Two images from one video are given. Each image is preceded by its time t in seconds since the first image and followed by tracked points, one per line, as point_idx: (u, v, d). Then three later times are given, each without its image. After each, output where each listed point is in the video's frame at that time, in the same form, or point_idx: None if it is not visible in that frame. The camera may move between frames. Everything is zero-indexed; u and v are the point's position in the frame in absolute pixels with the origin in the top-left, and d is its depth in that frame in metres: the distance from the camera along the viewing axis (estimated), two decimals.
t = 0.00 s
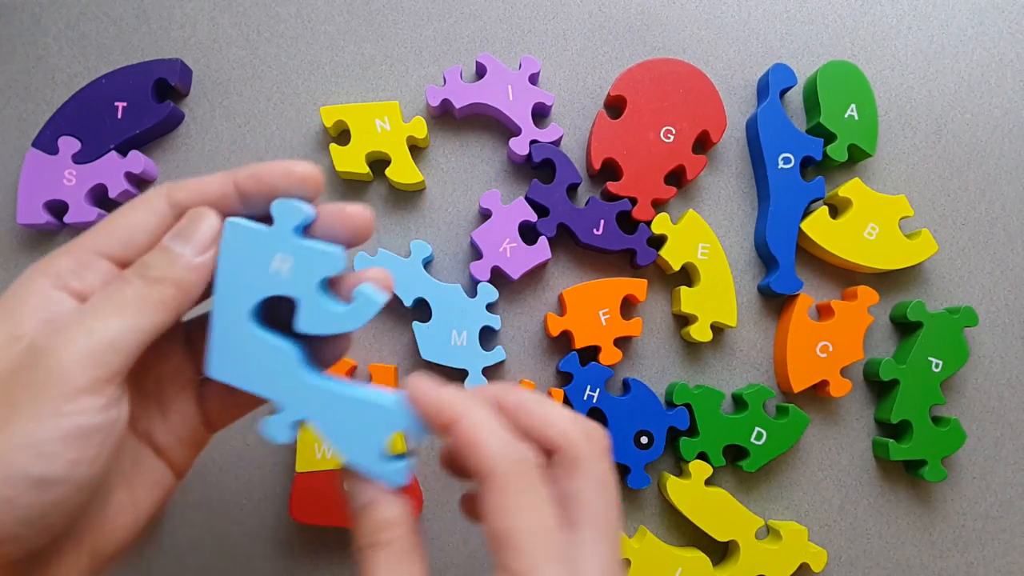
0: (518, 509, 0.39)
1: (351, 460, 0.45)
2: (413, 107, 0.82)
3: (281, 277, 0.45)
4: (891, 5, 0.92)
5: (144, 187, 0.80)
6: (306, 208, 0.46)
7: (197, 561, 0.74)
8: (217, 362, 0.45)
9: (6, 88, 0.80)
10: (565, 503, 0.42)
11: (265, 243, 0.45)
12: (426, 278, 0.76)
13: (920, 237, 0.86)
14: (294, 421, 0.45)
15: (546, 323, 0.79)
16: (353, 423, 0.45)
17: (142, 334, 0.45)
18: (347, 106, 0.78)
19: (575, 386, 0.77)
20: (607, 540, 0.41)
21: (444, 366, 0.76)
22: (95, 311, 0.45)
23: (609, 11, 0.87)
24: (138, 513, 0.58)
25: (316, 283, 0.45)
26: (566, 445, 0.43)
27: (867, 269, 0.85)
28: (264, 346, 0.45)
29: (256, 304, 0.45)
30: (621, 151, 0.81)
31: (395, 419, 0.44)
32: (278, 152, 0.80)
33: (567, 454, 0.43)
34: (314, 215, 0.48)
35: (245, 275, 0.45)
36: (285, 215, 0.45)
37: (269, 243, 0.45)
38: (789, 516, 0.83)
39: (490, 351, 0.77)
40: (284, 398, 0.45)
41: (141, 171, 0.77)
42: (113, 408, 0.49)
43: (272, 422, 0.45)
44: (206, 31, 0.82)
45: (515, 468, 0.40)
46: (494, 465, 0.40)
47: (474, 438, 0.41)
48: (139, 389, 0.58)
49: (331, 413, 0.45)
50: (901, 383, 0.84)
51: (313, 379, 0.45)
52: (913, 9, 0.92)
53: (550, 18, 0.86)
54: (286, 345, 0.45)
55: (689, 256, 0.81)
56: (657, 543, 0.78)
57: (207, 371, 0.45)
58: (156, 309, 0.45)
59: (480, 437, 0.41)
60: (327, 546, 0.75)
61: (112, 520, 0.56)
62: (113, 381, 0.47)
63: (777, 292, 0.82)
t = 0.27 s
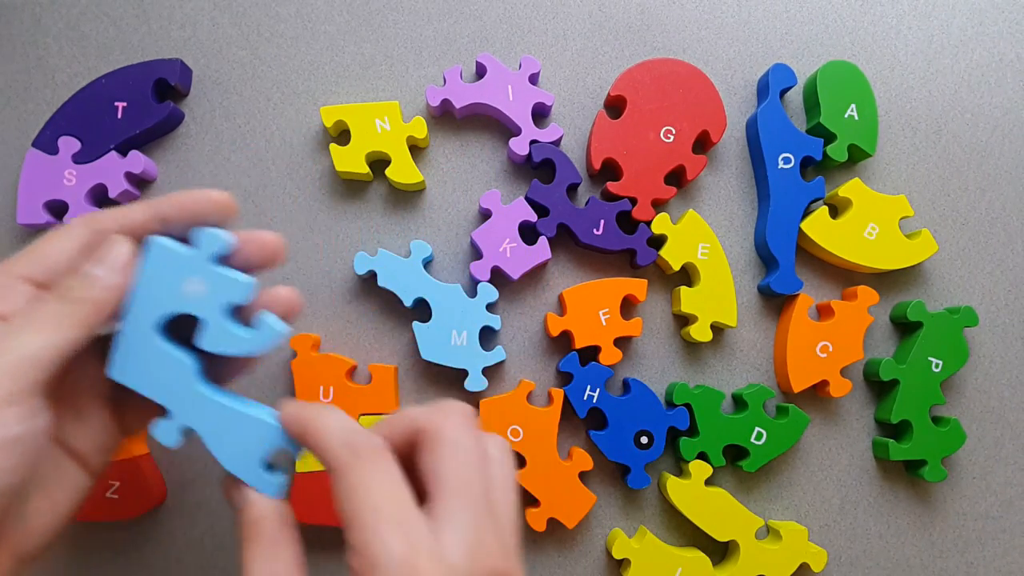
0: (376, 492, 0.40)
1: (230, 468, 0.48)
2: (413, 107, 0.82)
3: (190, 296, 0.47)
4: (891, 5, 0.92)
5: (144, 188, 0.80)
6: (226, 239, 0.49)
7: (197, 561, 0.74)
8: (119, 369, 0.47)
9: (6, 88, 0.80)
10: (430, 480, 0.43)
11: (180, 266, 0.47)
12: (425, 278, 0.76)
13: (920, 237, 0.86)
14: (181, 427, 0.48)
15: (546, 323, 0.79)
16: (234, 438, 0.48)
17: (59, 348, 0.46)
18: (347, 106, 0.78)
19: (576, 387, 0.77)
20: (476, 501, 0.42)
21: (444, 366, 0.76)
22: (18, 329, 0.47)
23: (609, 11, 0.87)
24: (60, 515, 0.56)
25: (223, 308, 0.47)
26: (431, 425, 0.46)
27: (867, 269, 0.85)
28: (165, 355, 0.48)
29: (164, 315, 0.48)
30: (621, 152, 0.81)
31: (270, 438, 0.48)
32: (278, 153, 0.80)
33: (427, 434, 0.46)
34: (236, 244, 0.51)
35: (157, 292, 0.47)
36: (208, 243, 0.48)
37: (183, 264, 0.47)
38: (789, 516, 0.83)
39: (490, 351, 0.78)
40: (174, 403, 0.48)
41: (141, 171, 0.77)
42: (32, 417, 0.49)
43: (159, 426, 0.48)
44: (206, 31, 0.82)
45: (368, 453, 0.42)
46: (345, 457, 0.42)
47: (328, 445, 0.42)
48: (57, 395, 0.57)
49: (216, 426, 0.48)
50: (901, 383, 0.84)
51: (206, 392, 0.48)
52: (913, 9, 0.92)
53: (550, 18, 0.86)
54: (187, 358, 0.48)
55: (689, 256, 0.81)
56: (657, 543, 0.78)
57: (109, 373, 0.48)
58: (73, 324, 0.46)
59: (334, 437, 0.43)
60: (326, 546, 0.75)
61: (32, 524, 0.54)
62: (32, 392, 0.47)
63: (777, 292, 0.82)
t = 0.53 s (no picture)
0: (344, 357, 0.49)
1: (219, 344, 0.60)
2: (413, 107, 0.82)
3: (202, 183, 0.65)
4: (891, 5, 0.92)
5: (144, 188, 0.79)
6: (235, 143, 0.68)
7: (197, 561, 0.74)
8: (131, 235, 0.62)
9: (6, 88, 0.80)
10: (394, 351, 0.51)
11: (194, 161, 0.65)
12: (425, 278, 0.76)
13: (920, 237, 0.86)
14: (182, 298, 0.62)
15: (546, 323, 0.79)
16: (224, 306, 0.62)
17: None
18: (347, 106, 0.78)
19: (576, 387, 0.77)
20: (436, 364, 0.50)
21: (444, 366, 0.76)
22: None
23: (609, 11, 0.87)
24: None
25: (230, 198, 0.65)
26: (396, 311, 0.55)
27: (867, 269, 0.85)
28: (174, 241, 0.63)
29: (177, 200, 0.64)
30: (621, 152, 0.81)
31: (253, 317, 0.61)
32: (278, 153, 0.80)
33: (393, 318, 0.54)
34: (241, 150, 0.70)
35: (173, 179, 0.64)
36: (220, 144, 0.67)
37: (200, 160, 0.65)
38: (789, 516, 0.83)
39: (490, 351, 0.77)
40: (179, 279, 0.62)
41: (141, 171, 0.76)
42: None
43: (162, 296, 0.62)
44: (205, 31, 0.82)
45: (340, 328, 0.51)
46: (319, 335, 0.51)
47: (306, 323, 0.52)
48: None
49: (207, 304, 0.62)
50: (901, 383, 0.84)
51: (207, 274, 0.63)
52: (913, 9, 0.92)
53: (550, 18, 0.86)
54: (193, 244, 0.63)
55: (689, 256, 0.81)
56: (657, 544, 0.78)
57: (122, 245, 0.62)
58: None
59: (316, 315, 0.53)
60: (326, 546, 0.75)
61: None
62: None
63: (777, 292, 0.82)
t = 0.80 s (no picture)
0: (333, 246, 0.56)
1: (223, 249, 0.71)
2: (413, 107, 0.82)
3: (251, 106, 0.74)
4: (891, 5, 0.92)
5: (144, 188, 0.79)
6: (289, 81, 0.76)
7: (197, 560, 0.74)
8: (178, 132, 0.73)
9: (6, 88, 0.80)
10: (379, 250, 0.57)
11: (252, 85, 0.75)
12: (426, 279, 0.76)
13: (920, 237, 0.86)
14: (203, 198, 0.72)
15: (546, 323, 0.79)
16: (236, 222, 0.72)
17: None
18: (347, 106, 0.78)
19: (576, 387, 0.77)
20: (417, 260, 0.56)
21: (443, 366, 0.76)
22: None
23: (609, 11, 0.87)
24: None
25: (270, 123, 0.74)
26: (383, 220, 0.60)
27: (867, 269, 0.85)
28: (215, 154, 0.73)
29: (226, 114, 0.74)
30: (621, 151, 0.81)
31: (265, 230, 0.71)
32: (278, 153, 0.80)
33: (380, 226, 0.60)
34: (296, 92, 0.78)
35: (228, 96, 0.74)
36: (276, 77, 0.76)
37: (255, 87, 0.75)
38: (789, 516, 0.83)
39: (490, 351, 0.77)
40: (206, 183, 0.73)
41: (141, 171, 0.76)
42: None
43: (188, 193, 0.72)
44: (205, 31, 0.82)
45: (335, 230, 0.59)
46: (319, 235, 0.59)
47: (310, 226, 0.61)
48: None
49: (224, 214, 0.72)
50: (901, 384, 0.84)
51: (232, 186, 0.73)
52: (913, 9, 0.92)
53: (550, 18, 0.86)
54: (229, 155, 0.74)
55: (689, 256, 0.81)
56: (657, 544, 0.78)
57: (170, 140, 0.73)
58: None
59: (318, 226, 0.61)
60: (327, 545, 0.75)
61: None
62: None
63: (777, 292, 0.82)
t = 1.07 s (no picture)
0: (347, 215, 0.59)
1: (256, 229, 0.75)
2: (413, 107, 0.82)
3: (269, 89, 0.78)
4: (891, 5, 0.92)
5: (144, 188, 0.79)
6: (304, 60, 0.79)
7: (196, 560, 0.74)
8: (203, 120, 0.76)
9: (6, 88, 0.80)
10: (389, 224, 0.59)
11: (269, 68, 0.78)
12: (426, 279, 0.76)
13: (920, 237, 0.86)
14: (231, 183, 0.76)
15: (546, 323, 0.79)
16: (266, 202, 0.76)
17: None
18: (347, 106, 0.78)
19: (576, 387, 0.77)
20: (423, 233, 0.58)
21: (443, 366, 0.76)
22: None
23: (609, 11, 0.87)
24: None
25: (289, 104, 0.78)
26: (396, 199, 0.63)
27: (867, 269, 0.85)
28: (239, 139, 0.77)
29: (248, 99, 0.78)
30: (621, 151, 0.81)
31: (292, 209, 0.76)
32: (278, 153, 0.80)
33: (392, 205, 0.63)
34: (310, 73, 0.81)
35: (247, 81, 0.78)
36: (290, 58, 0.79)
37: (271, 68, 0.78)
38: (788, 516, 0.83)
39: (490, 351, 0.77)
40: (234, 168, 0.76)
41: (141, 171, 0.76)
42: None
43: (217, 179, 0.76)
44: (205, 31, 0.82)
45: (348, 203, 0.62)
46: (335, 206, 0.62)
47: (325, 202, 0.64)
48: None
49: (253, 196, 0.76)
50: (901, 383, 0.84)
51: (259, 169, 0.77)
52: (913, 9, 0.92)
53: (550, 18, 0.86)
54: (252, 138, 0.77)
55: (689, 256, 0.81)
56: (657, 544, 0.78)
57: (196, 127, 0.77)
58: None
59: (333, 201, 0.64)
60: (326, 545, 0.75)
61: None
62: None
63: (777, 292, 0.82)
